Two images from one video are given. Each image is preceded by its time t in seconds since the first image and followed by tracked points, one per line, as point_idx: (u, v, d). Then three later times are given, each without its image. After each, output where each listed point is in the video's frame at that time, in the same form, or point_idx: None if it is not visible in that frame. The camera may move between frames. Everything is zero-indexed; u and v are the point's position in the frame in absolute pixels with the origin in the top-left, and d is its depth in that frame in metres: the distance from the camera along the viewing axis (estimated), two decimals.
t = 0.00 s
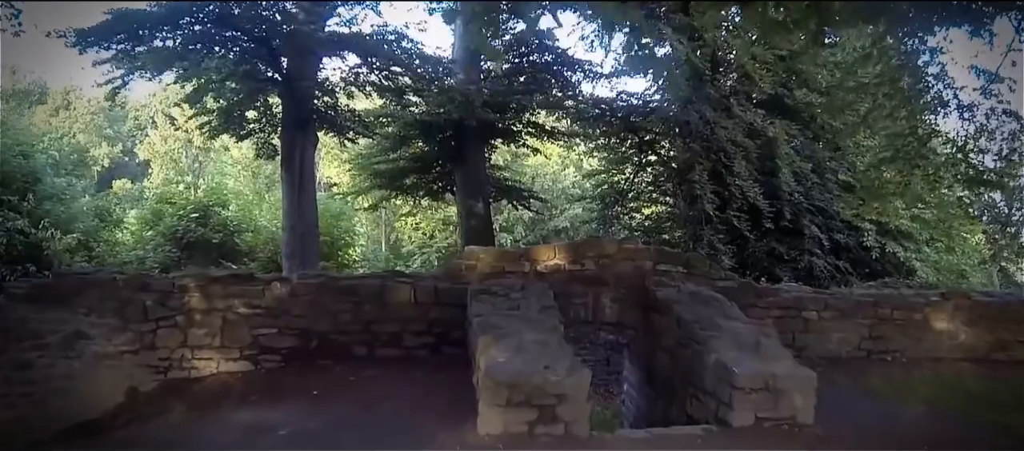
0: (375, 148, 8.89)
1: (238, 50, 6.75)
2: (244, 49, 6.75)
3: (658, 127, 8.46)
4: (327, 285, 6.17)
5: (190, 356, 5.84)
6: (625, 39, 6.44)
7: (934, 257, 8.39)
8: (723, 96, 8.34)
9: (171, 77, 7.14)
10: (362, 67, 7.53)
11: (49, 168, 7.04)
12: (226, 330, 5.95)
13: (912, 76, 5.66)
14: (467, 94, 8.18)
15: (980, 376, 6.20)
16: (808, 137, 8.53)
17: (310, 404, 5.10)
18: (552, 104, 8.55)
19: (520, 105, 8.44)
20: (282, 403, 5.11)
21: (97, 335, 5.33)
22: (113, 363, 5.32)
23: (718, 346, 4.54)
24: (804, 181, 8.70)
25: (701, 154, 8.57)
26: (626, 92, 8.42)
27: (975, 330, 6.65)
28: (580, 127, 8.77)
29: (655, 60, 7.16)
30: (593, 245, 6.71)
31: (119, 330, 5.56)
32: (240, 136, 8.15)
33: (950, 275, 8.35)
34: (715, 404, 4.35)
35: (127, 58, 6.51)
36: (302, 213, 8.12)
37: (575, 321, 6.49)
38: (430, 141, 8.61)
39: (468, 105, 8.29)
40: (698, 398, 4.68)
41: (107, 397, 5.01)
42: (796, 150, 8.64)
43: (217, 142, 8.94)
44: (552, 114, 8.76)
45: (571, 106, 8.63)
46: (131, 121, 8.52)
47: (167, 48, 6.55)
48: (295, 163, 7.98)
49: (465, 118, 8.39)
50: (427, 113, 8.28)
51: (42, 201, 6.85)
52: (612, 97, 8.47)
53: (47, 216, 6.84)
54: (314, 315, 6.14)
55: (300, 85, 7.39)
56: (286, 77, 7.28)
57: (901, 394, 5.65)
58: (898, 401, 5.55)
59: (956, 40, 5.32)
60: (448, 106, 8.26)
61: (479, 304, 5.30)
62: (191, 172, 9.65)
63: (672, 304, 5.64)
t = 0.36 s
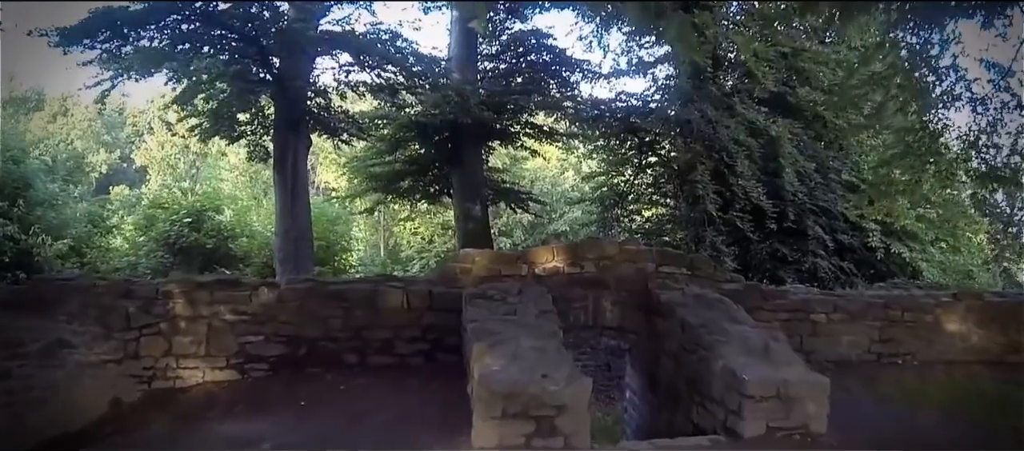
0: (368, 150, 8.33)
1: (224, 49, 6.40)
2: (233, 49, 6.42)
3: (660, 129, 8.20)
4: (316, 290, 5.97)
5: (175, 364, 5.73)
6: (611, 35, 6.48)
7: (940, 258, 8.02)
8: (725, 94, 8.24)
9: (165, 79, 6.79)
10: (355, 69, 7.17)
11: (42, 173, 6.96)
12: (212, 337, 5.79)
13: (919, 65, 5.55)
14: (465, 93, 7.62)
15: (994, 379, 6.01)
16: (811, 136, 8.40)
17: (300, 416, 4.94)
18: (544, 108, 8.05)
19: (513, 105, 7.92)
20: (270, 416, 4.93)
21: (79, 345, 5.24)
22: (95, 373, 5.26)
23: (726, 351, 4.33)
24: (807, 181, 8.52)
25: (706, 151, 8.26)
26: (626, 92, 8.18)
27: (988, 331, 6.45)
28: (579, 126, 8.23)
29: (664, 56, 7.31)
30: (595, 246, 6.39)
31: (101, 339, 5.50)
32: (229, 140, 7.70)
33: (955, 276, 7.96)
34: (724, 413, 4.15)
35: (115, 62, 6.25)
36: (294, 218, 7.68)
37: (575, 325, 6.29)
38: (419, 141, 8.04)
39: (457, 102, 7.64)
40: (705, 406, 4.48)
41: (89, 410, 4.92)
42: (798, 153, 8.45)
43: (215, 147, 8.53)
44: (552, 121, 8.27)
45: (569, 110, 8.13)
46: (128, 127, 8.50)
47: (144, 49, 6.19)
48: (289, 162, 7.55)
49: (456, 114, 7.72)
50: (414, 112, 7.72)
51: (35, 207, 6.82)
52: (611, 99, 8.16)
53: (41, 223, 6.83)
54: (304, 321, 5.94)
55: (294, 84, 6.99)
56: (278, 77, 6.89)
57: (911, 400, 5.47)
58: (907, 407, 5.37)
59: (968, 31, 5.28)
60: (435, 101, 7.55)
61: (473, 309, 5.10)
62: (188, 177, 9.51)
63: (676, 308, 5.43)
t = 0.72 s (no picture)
0: (361, 148, 6.33)
1: (215, 48, 5.52)
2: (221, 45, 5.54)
3: (657, 128, 6.22)
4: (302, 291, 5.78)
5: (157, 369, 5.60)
6: (627, 36, 5.44)
7: (941, 258, 6.35)
8: (726, 92, 6.06)
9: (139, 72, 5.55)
10: (346, 65, 5.85)
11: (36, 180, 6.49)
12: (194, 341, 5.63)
13: (925, 58, 5.26)
14: (458, 90, 5.82)
15: (1005, 382, 5.84)
16: (812, 134, 6.32)
17: (285, 424, 4.79)
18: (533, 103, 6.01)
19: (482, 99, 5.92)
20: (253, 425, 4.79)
21: (57, 348, 5.31)
22: (74, 376, 5.19)
23: (730, 355, 4.14)
24: (807, 179, 6.53)
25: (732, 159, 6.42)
26: (622, 90, 6.03)
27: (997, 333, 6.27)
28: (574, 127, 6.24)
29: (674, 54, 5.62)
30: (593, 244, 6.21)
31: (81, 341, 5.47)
32: (218, 140, 6.17)
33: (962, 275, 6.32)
34: (727, 420, 3.97)
35: (102, 61, 5.26)
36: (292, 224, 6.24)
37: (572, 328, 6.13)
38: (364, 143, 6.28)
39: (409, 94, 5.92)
40: (708, 412, 4.30)
41: (67, 415, 4.77)
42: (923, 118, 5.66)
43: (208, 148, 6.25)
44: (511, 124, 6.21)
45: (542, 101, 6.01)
46: (128, 130, 5.56)
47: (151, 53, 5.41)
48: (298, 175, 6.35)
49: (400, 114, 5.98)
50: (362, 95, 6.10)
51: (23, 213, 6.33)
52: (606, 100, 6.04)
53: (33, 225, 5.50)
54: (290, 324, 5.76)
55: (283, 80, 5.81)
56: (268, 75, 5.77)
57: (919, 404, 5.32)
58: (917, 410, 5.22)
59: (976, 23, 5.19)
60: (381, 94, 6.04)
61: (465, 311, 4.92)
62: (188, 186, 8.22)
63: (676, 310, 5.24)
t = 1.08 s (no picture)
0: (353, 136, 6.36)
1: (204, 40, 5.92)
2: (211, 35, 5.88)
3: (657, 125, 6.60)
4: (287, 287, 5.60)
5: (137, 367, 5.38)
6: (626, 33, 5.22)
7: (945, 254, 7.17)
8: (725, 86, 6.22)
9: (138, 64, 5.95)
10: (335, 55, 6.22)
11: (32, 169, 5.87)
12: (177, 338, 5.47)
13: (929, 49, 5.29)
14: (451, 81, 6.17)
15: (1010, 381, 5.73)
16: (812, 130, 7.17)
17: (265, 426, 4.71)
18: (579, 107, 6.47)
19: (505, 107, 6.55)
20: (235, 428, 4.67)
21: (36, 345, 4.98)
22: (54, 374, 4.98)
23: (731, 354, 3.98)
24: (809, 175, 7.65)
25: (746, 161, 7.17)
26: (622, 86, 6.30)
27: (1003, 330, 6.15)
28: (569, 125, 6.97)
29: (673, 47, 5.42)
30: (594, 240, 5.97)
31: (59, 338, 5.19)
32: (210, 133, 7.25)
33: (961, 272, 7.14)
34: (728, 421, 3.81)
35: (91, 54, 5.58)
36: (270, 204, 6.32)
37: (567, 326, 5.93)
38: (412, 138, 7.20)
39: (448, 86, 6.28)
40: (707, 413, 4.16)
41: (45, 416, 4.60)
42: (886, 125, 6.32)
43: (202, 144, 7.78)
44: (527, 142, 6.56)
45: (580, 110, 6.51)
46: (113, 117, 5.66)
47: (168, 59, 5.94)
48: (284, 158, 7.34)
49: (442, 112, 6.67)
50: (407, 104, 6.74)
51: (18, 203, 5.92)
52: (608, 97, 6.36)
53: (24, 219, 5.92)
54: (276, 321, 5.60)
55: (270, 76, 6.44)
56: (259, 67, 6.33)
57: (923, 404, 5.20)
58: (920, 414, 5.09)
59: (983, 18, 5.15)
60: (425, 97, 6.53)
61: (454, 308, 4.74)
62: (182, 175, 8.00)
63: (675, 307, 5.06)
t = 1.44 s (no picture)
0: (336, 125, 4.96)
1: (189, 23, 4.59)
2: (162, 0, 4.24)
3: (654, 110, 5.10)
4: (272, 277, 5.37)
5: (116, 360, 5.46)
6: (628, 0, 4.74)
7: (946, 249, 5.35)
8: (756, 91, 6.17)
9: (187, 68, 4.76)
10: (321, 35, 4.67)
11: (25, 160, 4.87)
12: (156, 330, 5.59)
13: (935, 33, 5.06)
14: (441, 61, 4.87)
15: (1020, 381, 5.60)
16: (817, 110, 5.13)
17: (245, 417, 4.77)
18: (629, 97, 5.06)
19: (495, 103, 5.10)
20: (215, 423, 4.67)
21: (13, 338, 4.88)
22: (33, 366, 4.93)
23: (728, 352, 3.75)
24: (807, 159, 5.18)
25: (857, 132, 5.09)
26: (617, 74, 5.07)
27: (1008, 323, 5.84)
28: (571, 113, 5.16)
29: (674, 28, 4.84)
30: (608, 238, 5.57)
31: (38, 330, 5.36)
32: (196, 126, 4.93)
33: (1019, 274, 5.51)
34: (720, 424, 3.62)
35: (75, 42, 4.66)
36: (266, 203, 4.90)
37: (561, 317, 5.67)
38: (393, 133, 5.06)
39: (442, 71, 4.90)
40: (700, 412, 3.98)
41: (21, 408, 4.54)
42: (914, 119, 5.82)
43: (199, 134, 4.94)
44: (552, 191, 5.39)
45: (632, 110, 5.10)
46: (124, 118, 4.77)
47: (165, 53, 4.62)
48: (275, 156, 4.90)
49: (438, 125, 5.11)
50: (390, 88, 4.92)
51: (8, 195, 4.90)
52: (602, 87, 5.05)
53: (12, 210, 4.92)
54: (259, 312, 5.70)
55: (267, 56, 4.73)
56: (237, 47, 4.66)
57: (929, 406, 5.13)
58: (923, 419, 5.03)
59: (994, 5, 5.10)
60: (414, 95, 4.95)
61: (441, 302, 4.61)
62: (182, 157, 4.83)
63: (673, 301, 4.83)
